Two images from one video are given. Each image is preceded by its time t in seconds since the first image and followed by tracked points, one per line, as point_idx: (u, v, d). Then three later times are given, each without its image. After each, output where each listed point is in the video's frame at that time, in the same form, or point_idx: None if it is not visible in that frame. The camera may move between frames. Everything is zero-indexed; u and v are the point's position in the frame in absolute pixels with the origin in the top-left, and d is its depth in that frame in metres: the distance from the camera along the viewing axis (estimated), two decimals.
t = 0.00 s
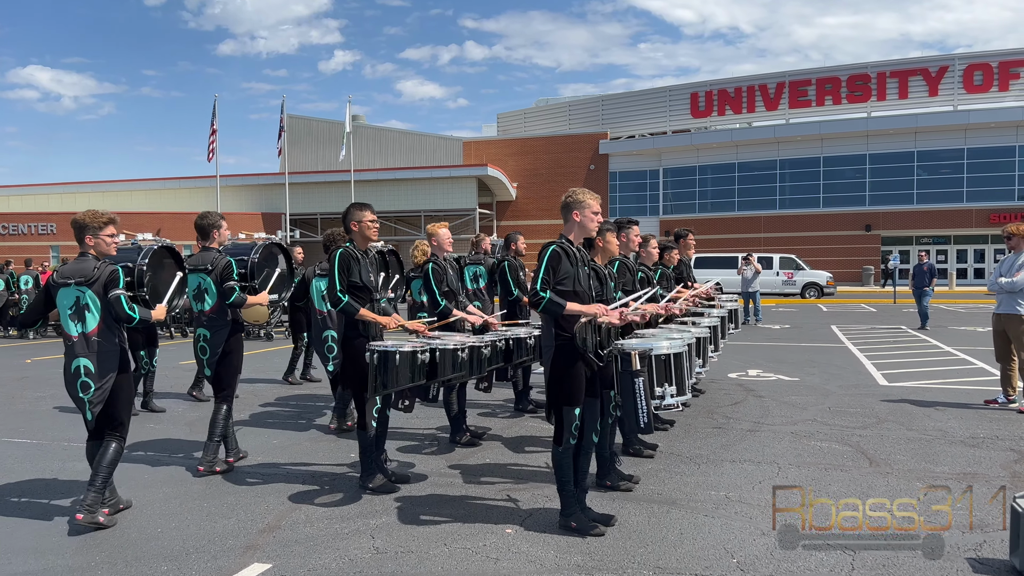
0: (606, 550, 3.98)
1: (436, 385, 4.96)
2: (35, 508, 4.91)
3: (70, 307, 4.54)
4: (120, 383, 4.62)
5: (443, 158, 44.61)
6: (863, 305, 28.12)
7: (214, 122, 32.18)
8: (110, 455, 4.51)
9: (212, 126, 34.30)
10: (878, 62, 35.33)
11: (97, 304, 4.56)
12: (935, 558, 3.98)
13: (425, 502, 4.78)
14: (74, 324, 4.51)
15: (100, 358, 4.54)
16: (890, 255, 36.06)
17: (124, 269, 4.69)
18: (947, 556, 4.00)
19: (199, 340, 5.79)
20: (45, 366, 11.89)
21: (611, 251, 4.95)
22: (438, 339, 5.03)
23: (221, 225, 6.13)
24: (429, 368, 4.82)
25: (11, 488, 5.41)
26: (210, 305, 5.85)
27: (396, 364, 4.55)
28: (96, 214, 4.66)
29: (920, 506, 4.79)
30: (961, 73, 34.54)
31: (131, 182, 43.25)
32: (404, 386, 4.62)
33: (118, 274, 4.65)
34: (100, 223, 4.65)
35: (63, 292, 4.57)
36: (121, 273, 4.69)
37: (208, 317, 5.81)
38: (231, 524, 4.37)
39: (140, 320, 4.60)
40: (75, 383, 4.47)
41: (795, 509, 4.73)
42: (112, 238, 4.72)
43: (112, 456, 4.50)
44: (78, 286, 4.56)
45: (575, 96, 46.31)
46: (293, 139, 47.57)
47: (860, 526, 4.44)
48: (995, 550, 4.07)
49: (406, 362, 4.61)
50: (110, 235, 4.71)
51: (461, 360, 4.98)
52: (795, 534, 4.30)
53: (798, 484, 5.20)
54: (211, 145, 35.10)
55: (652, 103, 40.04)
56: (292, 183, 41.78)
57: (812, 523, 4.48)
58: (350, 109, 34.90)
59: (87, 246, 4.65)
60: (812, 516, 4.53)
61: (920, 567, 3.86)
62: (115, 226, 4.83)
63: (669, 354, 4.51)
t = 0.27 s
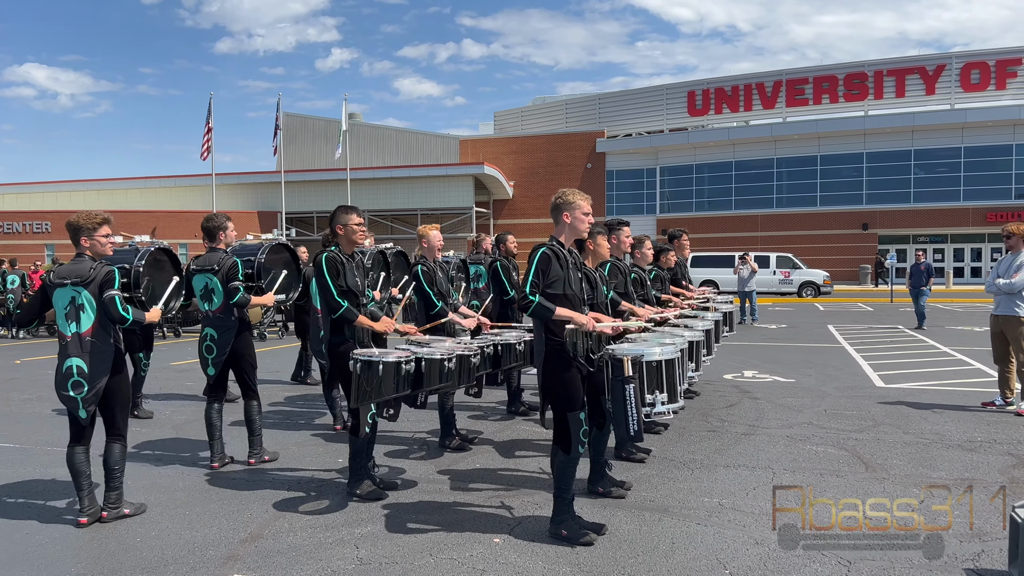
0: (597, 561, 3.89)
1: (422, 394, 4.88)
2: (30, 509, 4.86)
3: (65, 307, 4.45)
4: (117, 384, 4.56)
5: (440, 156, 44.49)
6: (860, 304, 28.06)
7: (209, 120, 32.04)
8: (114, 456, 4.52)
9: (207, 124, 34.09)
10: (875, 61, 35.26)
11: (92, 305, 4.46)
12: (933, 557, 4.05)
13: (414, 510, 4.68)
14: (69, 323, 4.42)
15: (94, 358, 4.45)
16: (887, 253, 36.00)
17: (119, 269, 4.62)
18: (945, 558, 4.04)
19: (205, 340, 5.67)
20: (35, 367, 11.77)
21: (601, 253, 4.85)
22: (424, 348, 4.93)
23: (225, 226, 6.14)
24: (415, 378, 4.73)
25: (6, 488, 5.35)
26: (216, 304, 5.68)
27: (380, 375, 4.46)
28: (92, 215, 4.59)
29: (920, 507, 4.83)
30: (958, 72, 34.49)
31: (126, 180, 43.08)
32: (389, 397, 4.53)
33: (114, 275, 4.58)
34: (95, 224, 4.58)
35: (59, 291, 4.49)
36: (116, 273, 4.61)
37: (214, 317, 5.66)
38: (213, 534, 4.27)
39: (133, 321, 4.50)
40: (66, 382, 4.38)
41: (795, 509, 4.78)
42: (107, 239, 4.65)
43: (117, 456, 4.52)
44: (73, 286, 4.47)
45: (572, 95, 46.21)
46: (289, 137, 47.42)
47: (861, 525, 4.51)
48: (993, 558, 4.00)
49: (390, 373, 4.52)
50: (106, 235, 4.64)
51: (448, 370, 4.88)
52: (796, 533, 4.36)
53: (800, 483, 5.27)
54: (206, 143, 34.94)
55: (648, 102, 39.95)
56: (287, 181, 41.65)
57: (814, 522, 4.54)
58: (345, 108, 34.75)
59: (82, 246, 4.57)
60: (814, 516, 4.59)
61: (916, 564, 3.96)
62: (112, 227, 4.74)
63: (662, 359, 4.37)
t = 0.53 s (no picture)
0: (599, 566, 3.82)
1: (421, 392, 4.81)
2: (30, 509, 4.81)
3: (70, 306, 4.40)
4: (120, 385, 4.48)
5: (437, 155, 44.38)
6: (858, 303, 28.01)
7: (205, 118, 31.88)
8: (104, 461, 4.41)
9: (203, 122, 33.95)
10: (872, 59, 35.22)
11: (97, 305, 4.40)
12: (935, 558, 4.02)
13: (413, 513, 4.61)
14: (74, 323, 4.37)
15: (99, 357, 4.40)
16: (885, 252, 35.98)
17: (125, 269, 4.54)
18: (944, 557, 4.04)
19: (222, 338, 5.73)
20: (28, 368, 11.66)
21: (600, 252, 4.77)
22: (423, 346, 4.88)
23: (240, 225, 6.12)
24: (413, 376, 4.66)
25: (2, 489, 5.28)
26: (233, 303, 5.75)
27: (380, 374, 4.40)
28: (95, 214, 4.49)
29: (918, 506, 4.81)
30: (956, 71, 34.46)
31: (121, 179, 42.90)
32: (389, 397, 4.46)
33: (118, 274, 4.50)
34: (100, 223, 4.49)
35: (63, 291, 4.44)
36: (121, 273, 4.53)
37: (230, 315, 5.73)
38: (204, 538, 4.19)
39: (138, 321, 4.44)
40: (72, 383, 4.33)
41: (794, 510, 4.74)
42: (113, 238, 4.54)
43: (104, 463, 4.40)
44: (78, 286, 4.41)
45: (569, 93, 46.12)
46: (286, 135, 47.28)
47: (861, 526, 4.47)
48: (998, 563, 3.94)
49: (390, 373, 4.47)
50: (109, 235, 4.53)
51: (447, 368, 4.83)
52: (794, 534, 4.33)
53: (799, 484, 5.26)
54: (202, 142, 34.80)
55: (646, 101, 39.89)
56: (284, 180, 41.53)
57: (812, 524, 4.50)
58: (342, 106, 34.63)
59: (85, 246, 4.48)
60: (811, 516, 4.56)
61: (920, 567, 3.91)
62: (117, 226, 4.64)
63: (665, 360, 4.30)
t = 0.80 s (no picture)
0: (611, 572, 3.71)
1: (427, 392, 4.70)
2: (27, 511, 4.68)
3: (70, 302, 4.28)
4: (121, 383, 4.36)
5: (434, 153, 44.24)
6: (857, 302, 27.95)
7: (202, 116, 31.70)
8: (104, 460, 4.29)
9: (199, 119, 33.76)
10: (871, 58, 35.15)
11: (97, 301, 4.28)
12: (934, 558, 3.98)
13: (418, 516, 4.50)
14: (73, 320, 4.25)
15: (98, 356, 4.27)
16: (883, 251, 35.92)
17: (126, 266, 4.41)
18: (946, 556, 3.99)
19: (228, 335, 5.65)
20: (23, 367, 11.50)
21: (611, 249, 4.66)
22: (429, 344, 4.76)
23: (250, 222, 6.05)
24: (420, 376, 4.54)
25: None
26: (240, 300, 5.67)
27: (384, 370, 4.27)
28: (97, 209, 4.38)
29: (919, 506, 4.77)
30: (954, 69, 34.39)
31: (118, 176, 42.67)
32: (394, 397, 4.34)
33: (120, 270, 4.38)
34: (101, 218, 4.38)
35: (63, 287, 4.32)
36: (123, 269, 4.41)
37: (238, 312, 5.65)
38: (205, 542, 4.07)
39: (138, 319, 4.31)
40: (70, 381, 4.21)
41: (794, 510, 4.68)
42: (114, 234, 4.45)
43: (105, 463, 4.29)
44: (78, 282, 4.30)
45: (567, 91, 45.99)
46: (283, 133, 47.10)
47: (859, 526, 4.43)
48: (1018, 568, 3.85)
49: (395, 369, 4.34)
50: (110, 231, 4.43)
51: (454, 366, 4.71)
52: (795, 534, 4.28)
53: (803, 484, 5.19)
54: (198, 140, 34.63)
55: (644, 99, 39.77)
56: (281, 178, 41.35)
57: (812, 523, 4.44)
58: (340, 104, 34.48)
59: (86, 240, 4.38)
60: (812, 516, 4.51)
61: (930, 569, 3.83)
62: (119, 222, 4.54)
63: (680, 360, 4.17)
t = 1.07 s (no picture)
0: None
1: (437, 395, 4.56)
2: (25, 514, 4.54)
3: (68, 301, 4.14)
4: (121, 385, 4.22)
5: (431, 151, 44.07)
6: (855, 300, 27.90)
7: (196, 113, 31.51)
8: (115, 460, 4.19)
9: (195, 117, 33.53)
10: (868, 56, 35.09)
11: (96, 300, 4.13)
12: (932, 558, 3.93)
13: (427, 520, 4.37)
14: (71, 320, 4.10)
15: (96, 356, 4.12)
16: (880, 249, 35.88)
17: (127, 263, 4.25)
18: (947, 557, 3.93)
19: (233, 333, 5.53)
20: (20, 366, 11.34)
21: (625, 245, 4.52)
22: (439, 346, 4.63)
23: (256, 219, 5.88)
24: (430, 378, 4.41)
25: None
26: (246, 299, 5.51)
27: (394, 376, 4.14)
28: (98, 205, 4.23)
29: (925, 508, 4.69)
30: (951, 67, 34.32)
31: (112, 174, 42.43)
32: (404, 400, 4.20)
33: (120, 269, 4.23)
34: (102, 214, 4.24)
35: (61, 285, 4.17)
36: (123, 266, 4.26)
37: (242, 310, 5.52)
38: (208, 549, 3.93)
39: (138, 319, 4.16)
40: (67, 382, 4.07)
41: (793, 510, 4.62)
42: (114, 230, 4.31)
43: (113, 463, 4.18)
44: (77, 280, 4.15)
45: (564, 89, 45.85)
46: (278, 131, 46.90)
47: (863, 527, 4.37)
48: None
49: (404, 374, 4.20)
50: (110, 227, 4.28)
51: (465, 370, 4.58)
52: (794, 533, 4.23)
53: (801, 483, 5.11)
54: (194, 138, 34.44)
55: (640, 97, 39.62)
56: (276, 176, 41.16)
57: (811, 523, 4.40)
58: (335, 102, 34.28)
59: (85, 236, 4.23)
60: (811, 516, 4.46)
61: (932, 569, 3.78)
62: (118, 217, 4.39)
63: (702, 361, 4.03)
